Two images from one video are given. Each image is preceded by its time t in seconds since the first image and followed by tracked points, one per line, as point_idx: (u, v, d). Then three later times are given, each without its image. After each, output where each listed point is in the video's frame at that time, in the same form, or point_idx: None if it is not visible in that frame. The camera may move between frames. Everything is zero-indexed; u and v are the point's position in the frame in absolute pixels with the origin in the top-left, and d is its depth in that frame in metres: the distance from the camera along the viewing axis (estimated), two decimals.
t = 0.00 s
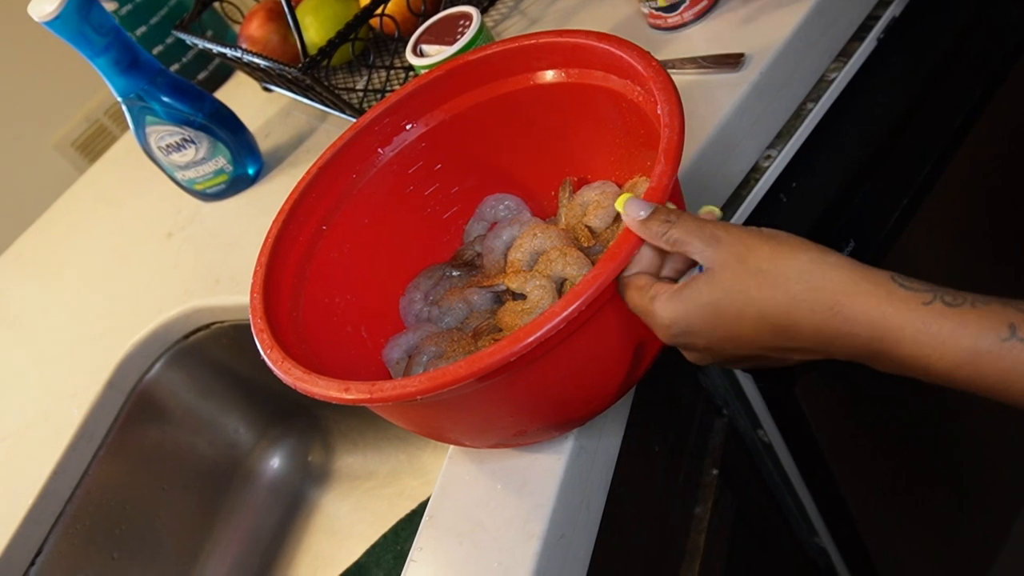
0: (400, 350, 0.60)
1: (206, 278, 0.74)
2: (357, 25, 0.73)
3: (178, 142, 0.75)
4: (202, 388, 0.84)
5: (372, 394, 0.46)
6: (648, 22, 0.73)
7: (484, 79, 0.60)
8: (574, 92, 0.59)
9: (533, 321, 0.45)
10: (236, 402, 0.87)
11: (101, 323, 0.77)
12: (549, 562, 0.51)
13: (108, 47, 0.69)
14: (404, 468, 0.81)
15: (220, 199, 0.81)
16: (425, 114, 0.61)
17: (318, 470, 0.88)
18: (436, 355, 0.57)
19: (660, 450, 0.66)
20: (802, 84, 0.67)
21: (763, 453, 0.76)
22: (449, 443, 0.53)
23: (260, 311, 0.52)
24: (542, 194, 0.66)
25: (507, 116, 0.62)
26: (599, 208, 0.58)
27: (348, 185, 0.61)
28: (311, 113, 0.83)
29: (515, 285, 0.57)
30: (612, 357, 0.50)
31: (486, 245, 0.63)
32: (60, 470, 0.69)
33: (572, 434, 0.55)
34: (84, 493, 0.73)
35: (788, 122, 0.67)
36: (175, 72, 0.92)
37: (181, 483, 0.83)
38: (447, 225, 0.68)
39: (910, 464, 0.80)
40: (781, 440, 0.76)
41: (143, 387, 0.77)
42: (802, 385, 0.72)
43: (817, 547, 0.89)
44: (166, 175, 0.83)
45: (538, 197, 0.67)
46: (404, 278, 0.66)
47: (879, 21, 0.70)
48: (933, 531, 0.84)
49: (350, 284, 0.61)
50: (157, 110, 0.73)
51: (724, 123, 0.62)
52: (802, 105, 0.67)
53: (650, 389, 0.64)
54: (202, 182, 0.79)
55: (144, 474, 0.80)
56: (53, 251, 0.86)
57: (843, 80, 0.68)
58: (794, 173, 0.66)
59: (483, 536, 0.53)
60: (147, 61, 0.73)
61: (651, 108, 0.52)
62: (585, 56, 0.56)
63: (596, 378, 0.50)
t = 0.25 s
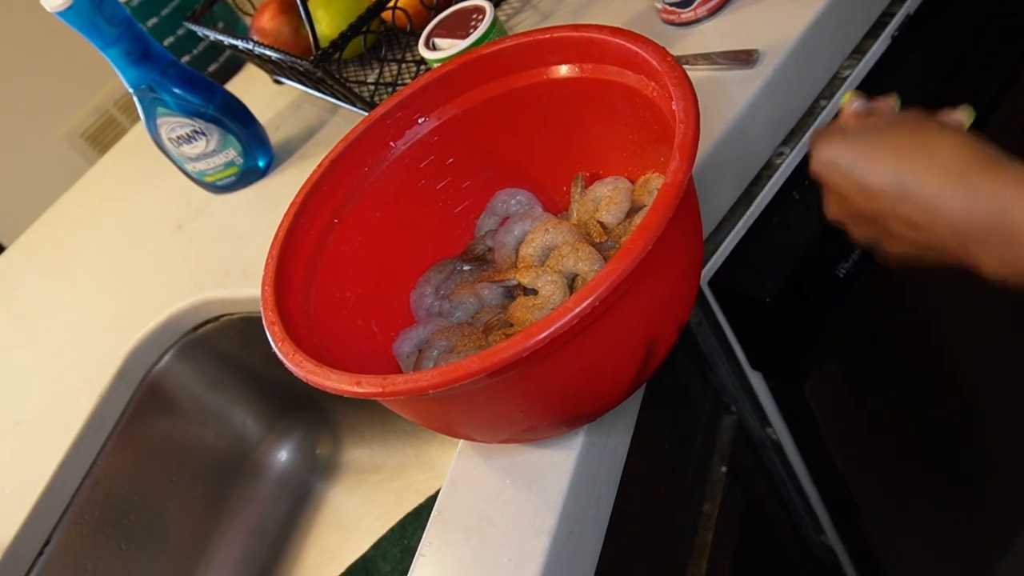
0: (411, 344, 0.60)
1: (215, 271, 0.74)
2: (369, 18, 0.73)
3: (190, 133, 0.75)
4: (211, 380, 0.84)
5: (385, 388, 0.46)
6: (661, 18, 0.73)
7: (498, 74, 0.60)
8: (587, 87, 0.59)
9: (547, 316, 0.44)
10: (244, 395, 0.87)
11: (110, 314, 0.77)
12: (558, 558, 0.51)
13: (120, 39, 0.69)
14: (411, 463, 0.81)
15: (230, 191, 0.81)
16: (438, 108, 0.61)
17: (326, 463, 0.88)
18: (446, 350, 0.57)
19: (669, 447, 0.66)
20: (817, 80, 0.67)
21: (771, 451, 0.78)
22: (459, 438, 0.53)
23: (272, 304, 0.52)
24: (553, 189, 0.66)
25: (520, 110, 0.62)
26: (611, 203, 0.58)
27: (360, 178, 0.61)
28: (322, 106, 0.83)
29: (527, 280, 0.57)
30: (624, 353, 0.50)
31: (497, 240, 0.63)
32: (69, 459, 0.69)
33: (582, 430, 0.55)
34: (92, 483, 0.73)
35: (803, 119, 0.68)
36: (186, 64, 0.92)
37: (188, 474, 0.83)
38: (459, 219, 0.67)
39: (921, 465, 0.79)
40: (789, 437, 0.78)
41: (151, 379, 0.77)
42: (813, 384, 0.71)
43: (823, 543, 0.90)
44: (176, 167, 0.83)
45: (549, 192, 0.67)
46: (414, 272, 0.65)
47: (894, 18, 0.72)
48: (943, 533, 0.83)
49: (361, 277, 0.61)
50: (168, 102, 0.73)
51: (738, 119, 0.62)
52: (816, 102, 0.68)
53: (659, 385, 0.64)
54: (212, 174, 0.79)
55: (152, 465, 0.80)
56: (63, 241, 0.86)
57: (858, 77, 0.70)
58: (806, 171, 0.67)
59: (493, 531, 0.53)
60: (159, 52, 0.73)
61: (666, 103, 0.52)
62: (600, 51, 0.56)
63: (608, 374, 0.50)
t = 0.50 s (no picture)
0: (417, 342, 0.59)
1: (221, 266, 0.74)
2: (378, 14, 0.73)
3: (197, 128, 0.75)
4: (217, 375, 0.84)
5: (391, 386, 0.45)
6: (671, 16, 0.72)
7: (507, 71, 0.60)
8: (597, 85, 0.58)
9: (555, 315, 0.44)
10: (250, 391, 0.87)
11: (117, 308, 0.77)
12: (564, 559, 0.51)
13: (128, 33, 0.69)
14: (416, 460, 0.81)
15: (237, 186, 0.81)
16: (446, 105, 0.61)
17: (331, 459, 0.88)
18: (453, 348, 0.56)
19: (676, 447, 0.65)
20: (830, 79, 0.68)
21: (777, 452, 0.77)
22: (466, 437, 0.53)
23: (278, 301, 0.51)
24: (561, 187, 0.66)
25: (529, 107, 0.62)
26: (620, 202, 0.58)
27: (367, 175, 0.60)
28: (330, 102, 0.83)
29: (535, 279, 0.57)
30: (633, 352, 0.49)
31: (505, 237, 0.63)
32: (75, 453, 0.69)
33: (589, 430, 0.55)
34: (97, 477, 0.73)
35: (813, 118, 0.68)
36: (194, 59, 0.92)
37: (194, 469, 0.83)
38: (467, 216, 0.67)
39: (929, 468, 0.79)
40: (798, 442, 0.76)
41: (157, 373, 0.77)
42: (823, 388, 0.69)
43: (829, 543, 0.89)
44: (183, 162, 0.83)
45: (558, 190, 0.66)
46: (421, 269, 0.65)
47: (907, 16, 0.72)
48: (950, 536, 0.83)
49: (368, 274, 0.61)
50: (176, 96, 0.73)
51: (748, 118, 0.62)
52: (826, 101, 0.68)
53: (667, 385, 0.64)
54: (219, 169, 0.79)
55: (158, 459, 0.80)
56: (69, 236, 0.86)
57: (869, 76, 0.70)
58: (817, 171, 0.67)
59: (498, 531, 0.52)
60: (167, 47, 0.73)
61: (676, 102, 0.52)
62: (610, 49, 0.55)
63: (616, 373, 0.50)
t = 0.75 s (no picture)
0: (422, 341, 0.59)
1: (227, 264, 0.75)
2: (384, 13, 0.73)
3: (204, 126, 0.75)
4: (222, 372, 0.84)
5: (396, 386, 0.46)
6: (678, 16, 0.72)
7: (514, 71, 0.60)
8: (603, 86, 0.58)
9: (560, 317, 0.44)
10: (255, 387, 0.88)
11: (123, 305, 0.77)
12: (567, 559, 0.51)
13: (136, 31, 0.69)
14: (420, 457, 0.81)
15: (243, 184, 0.81)
16: (453, 105, 0.61)
17: (336, 456, 0.88)
18: (458, 348, 0.56)
19: (679, 447, 0.65)
20: (836, 82, 0.68)
21: (780, 452, 0.78)
22: (470, 437, 0.53)
23: (284, 299, 0.52)
24: (566, 188, 0.66)
25: (535, 108, 0.62)
26: (625, 203, 0.58)
27: (373, 174, 0.60)
28: (336, 100, 0.83)
29: (540, 279, 0.57)
30: (637, 354, 0.50)
31: (510, 237, 0.63)
32: (81, 450, 0.69)
33: (593, 431, 0.55)
34: (103, 473, 0.74)
35: (820, 120, 0.68)
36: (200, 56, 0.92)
37: (198, 464, 0.84)
38: (472, 216, 0.67)
39: (932, 469, 0.79)
40: (800, 442, 0.77)
41: (163, 370, 0.78)
42: (828, 389, 0.69)
43: (833, 543, 0.89)
44: (190, 159, 0.83)
45: (563, 189, 0.66)
46: (426, 269, 0.65)
47: (914, 18, 0.72)
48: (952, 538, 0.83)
49: (374, 273, 0.61)
50: (183, 94, 0.73)
51: (755, 119, 0.61)
52: (833, 103, 0.68)
53: (671, 386, 0.64)
54: (225, 166, 0.79)
55: (163, 456, 0.80)
56: (75, 232, 0.86)
57: (875, 78, 0.70)
58: (823, 172, 0.67)
59: (502, 530, 0.53)
60: (174, 44, 0.73)
61: (683, 104, 0.52)
62: (617, 50, 0.55)
63: (620, 375, 0.50)
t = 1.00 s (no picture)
0: (422, 343, 0.59)
1: (228, 263, 0.75)
2: (386, 13, 0.73)
3: (205, 125, 0.75)
4: (223, 371, 0.84)
5: (395, 389, 0.46)
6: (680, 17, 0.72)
7: (515, 72, 0.60)
8: (604, 88, 0.58)
9: (559, 321, 0.44)
10: (256, 386, 0.88)
11: (124, 303, 0.77)
12: (565, 562, 0.51)
13: (138, 30, 0.69)
14: (421, 457, 0.81)
15: (245, 183, 0.81)
16: (454, 106, 0.61)
17: (336, 455, 0.88)
18: (457, 350, 0.56)
19: (679, 450, 0.65)
20: (839, 84, 0.68)
21: (780, 455, 0.78)
22: (469, 439, 0.53)
23: (284, 301, 0.52)
24: (567, 189, 0.66)
25: (537, 110, 0.62)
26: (626, 205, 0.58)
27: (374, 175, 0.60)
28: (338, 100, 0.83)
29: (540, 281, 0.57)
30: (637, 357, 0.50)
31: (511, 239, 0.63)
32: (81, 449, 0.70)
33: (592, 434, 0.55)
34: (103, 472, 0.74)
35: (822, 122, 0.67)
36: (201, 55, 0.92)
37: (199, 463, 0.84)
38: (473, 217, 0.67)
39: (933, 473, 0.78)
40: (801, 445, 0.77)
41: (164, 369, 0.78)
42: (829, 393, 0.69)
43: (833, 547, 0.89)
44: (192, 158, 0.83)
45: (564, 191, 0.66)
46: (427, 270, 0.65)
47: (916, 21, 0.72)
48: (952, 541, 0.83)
49: (374, 274, 0.61)
50: (185, 93, 0.73)
51: (756, 121, 0.61)
52: (835, 105, 0.68)
53: (671, 388, 0.64)
54: (227, 166, 0.79)
55: (163, 454, 0.81)
56: (77, 231, 0.86)
57: (878, 81, 0.69)
58: (825, 175, 0.67)
59: (500, 532, 0.53)
60: (177, 44, 0.73)
61: (684, 107, 0.51)
62: (618, 52, 0.55)
63: (620, 378, 0.50)
